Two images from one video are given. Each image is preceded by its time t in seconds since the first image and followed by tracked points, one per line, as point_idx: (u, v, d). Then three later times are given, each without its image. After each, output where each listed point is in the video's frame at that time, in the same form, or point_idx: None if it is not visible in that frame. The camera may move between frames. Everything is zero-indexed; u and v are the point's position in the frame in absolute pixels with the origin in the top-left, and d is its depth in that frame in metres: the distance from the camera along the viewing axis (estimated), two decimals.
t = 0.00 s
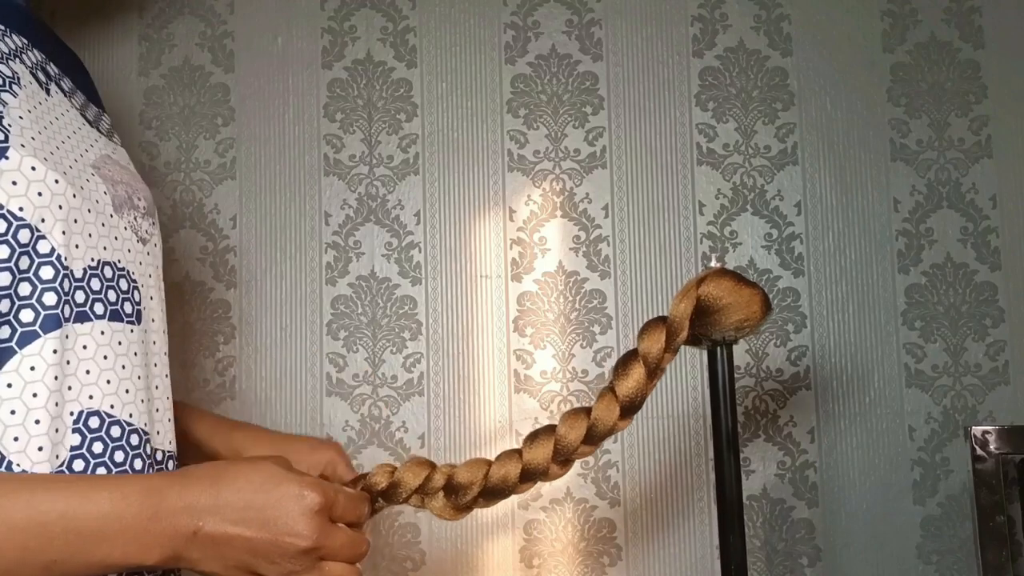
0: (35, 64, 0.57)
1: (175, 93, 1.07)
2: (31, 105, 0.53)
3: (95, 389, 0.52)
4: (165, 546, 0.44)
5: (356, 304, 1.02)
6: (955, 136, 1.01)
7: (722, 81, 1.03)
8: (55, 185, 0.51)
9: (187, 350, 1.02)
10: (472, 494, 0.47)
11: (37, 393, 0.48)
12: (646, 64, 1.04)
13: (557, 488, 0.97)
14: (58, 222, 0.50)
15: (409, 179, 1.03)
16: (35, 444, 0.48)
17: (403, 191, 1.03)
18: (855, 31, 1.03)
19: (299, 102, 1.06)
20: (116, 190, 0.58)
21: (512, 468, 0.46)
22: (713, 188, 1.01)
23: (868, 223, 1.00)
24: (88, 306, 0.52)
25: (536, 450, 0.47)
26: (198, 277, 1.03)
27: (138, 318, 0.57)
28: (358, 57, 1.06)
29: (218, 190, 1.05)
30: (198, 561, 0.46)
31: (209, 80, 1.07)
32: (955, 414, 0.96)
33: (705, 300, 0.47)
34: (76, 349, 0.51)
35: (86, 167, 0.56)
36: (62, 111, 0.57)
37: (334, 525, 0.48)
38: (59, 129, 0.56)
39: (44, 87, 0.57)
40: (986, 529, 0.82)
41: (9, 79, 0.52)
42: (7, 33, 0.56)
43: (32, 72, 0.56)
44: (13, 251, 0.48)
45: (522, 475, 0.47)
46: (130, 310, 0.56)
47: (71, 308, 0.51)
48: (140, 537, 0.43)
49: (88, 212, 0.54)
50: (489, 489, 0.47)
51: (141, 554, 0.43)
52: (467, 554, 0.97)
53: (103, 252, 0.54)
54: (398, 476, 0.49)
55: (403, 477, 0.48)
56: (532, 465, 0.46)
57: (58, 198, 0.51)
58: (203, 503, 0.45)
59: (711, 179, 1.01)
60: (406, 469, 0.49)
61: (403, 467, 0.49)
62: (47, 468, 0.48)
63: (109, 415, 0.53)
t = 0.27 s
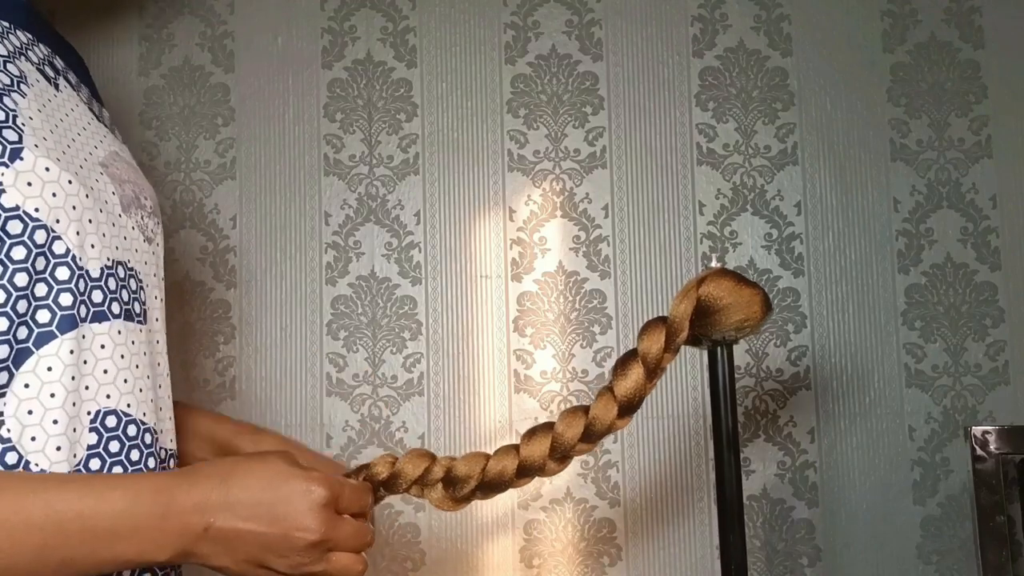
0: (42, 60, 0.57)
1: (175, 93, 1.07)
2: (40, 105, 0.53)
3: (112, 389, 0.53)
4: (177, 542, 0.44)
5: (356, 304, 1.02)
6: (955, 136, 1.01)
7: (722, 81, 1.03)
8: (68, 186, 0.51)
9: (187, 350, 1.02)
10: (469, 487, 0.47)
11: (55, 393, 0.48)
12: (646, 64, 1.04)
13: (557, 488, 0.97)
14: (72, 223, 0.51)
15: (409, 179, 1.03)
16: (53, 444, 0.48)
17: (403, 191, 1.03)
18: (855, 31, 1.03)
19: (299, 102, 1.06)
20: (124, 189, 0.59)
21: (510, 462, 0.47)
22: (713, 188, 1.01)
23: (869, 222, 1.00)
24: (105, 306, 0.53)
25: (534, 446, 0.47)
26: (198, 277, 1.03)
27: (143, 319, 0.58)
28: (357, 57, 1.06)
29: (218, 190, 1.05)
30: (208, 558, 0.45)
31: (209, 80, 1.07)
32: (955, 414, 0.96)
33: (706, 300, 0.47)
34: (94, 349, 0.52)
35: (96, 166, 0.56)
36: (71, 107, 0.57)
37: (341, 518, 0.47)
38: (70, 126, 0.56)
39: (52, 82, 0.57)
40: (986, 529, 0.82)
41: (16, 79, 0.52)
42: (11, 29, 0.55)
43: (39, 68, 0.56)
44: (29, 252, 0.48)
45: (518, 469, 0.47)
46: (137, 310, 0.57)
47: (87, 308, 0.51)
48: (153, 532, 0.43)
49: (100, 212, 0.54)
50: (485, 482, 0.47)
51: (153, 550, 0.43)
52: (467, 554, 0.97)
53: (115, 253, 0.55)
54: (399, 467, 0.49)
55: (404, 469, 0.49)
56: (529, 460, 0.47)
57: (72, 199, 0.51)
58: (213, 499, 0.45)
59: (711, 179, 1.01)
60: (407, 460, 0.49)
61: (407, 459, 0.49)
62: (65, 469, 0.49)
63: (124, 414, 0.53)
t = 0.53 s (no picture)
0: (48, 63, 0.57)
1: (175, 94, 1.07)
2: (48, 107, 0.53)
3: (121, 390, 0.52)
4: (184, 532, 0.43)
5: (356, 304, 1.02)
6: (955, 136, 1.01)
7: (722, 81, 1.03)
8: (79, 187, 0.51)
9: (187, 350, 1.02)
10: (478, 491, 0.46)
11: (64, 393, 0.49)
12: (646, 64, 1.04)
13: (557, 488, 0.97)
14: (82, 224, 0.51)
15: (409, 179, 1.03)
16: (62, 444, 0.48)
17: (403, 191, 1.03)
18: (855, 31, 1.03)
19: (299, 103, 1.06)
20: (128, 194, 0.59)
21: (521, 468, 0.46)
22: (713, 189, 1.01)
23: (869, 223, 1.00)
24: (115, 307, 0.53)
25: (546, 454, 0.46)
26: (198, 277, 1.03)
27: (145, 322, 0.58)
28: (357, 58, 1.06)
29: (218, 190, 1.05)
30: (213, 549, 0.45)
31: (209, 80, 1.07)
32: (955, 414, 0.96)
33: (706, 300, 0.47)
34: (104, 349, 0.52)
35: (99, 170, 0.57)
36: (77, 112, 0.57)
37: (348, 509, 0.47)
38: (75, 130, 0.56)
39: (58, 85, 0.57)
40: (986, 529, 0.82)
41: (24, 82, 0.52)
42: (16, 32, 0.55)
43: (45, 71, 0.56)
44: (41, 252, 0.48)
45: (529, 477, 0.46)
46: (139, 314, 0.57)
47: (96, 309, 0.51)
48: (160, 524, 0.42)
49: (107, 214, 0.54)
50: (495, 487, 0.46)
51: (161, 540, 0.42)
52: (467, 554, 0.97)
53: (121, 255, 0.55)
54: (408, 463, 0.47)
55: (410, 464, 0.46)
56: (541, 467, 0.46)
57: (83, 200, 0.51)
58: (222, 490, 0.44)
59: (711, 179, 1.01)
60: (416, 456, 0.47)
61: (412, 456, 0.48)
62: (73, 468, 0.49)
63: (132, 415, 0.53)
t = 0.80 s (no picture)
0: (49, 57, 0.57)
1: (175, 93, 1.07)
2: (41, 103, 0.53)
3: (115, 391, 0.52)
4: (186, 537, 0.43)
5: (356, 304, 1.02)
6: (955, 136, 1.01)
7: (722, 81, 1.03)
8: (70, 184, 0.51)
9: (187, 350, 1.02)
10: (485, 495, 0.49)
11: (58, 394, 0.49)
12: (646, 64, 1.04)
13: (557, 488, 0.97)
14: (74, 223, 0.51)
15: (409, 179, 1.03)
16: (55, 445, 0.48)
17: (403, 191, 1.03)
18: (855, 31, 1.03)
19: (299, 103, 1.06)
20: (125, 191, 0.59)
21: (527, 473, 0.48)
22: (713, 189, 1.01)
23: (869, 222, 1.00)
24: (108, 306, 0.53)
25: (552, 458, 0.48)
26: (198, 277, 1.03)
27: (142, 320, 0.58)
28: (358, 58, 1.06)
29: (218, 190, 1.05)
30: (215, 555, 0.45)
31: (209, 80, 1.07)
32: (955, 414, 0.96)
33: (707, 301, 0.48)
34: (98, 349, 0.51)
35: (96, 167, 0.57)
36: (75, 107, 0.57)
37: (353, 516, 0.48)
38: (71, 127, 0.56)
39: (57, 81, 0.57)
40: (986, 529, 0.82)
41: (19, 78, 0.52)
42: (15, 27, 0.55)
43: (44, 66, 0.56)
44: (31, 251, 0.48)
45: (536, 480, 0.48)
46: (134, 313, 0.57)
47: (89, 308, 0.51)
48: (158, 530, 0.42)
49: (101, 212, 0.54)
50: (502, 491, 0.48)
51: (160, 547, 0.43)
52: (467, 554, 0.97)
53: (115, 254, 0.55)
54: (412, 467, 0.51)
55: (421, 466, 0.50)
56: (547, 471, 0.48)
57: (74, 198, 0.51)
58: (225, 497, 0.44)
59: (711, 179, 1.01)
60: (421, 461, 0.51)
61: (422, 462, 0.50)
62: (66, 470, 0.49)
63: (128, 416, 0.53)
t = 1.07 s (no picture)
0: (48, 59, 0.57)
1: (175, 94, 1.07)
2: (48, 103, 0.53)
3: (122, 385, 0.52)
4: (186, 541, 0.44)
5: (356, 304, 1.02)
6: (955, 135, 1.01)
7: (722, 80, 1.03)
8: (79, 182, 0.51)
9: (187, 351, 1.02)
10: (474, 491, 0.49)
11: (67, 387, 0.49)
12: (646, 64, 1.04)
13: (557, 488, 0.97)
14: (83, 219, 0.51)
15: (409, 179, 1.03)
16: (65, 438, 0.48)
17: (403, 191, 1.03)
18: (855, 31, 1.03)
19: (299, 103, 1.06)
20: (130, 188, 0.59)
21: (514, 467, 0.49)
22: (713, 189, 1.01)
23: (869, 222, 1.00)
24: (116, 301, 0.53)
25: (537, 450, 0.48)
26: (198, 277, 1.03)
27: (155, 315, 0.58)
28: (357, 58, 1.06)
29: (218, 190, 1.05)
30: (212, 563, 0.46)
31: (209, 80, 1.07)
32: (955, 414, 0.96)
33: (705, 301, 0.47)
34: (104, 344, 0.52)
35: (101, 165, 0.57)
36: (78, 106, 0.58)
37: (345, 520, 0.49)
38: (77, 125, 0.56)
39: (58, 81, 0.57)
40: (986, 529, 0.82)
41: (25, 77, 0.52)
42: (16, 27, 0.55)
43: (45, 67, 0.56)
44: (42, 247, 0.49)
45: (523, 474, 0.49)
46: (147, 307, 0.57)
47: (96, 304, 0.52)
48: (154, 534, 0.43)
49: (110, 209, 0.54)
50: (490, 486, 0.49)
51: (158, 552, 0.44)
52: (467, 554, 0.97)
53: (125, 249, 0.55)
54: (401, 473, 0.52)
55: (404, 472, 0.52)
56: (534, 464, 0.48)
57: (83, 195, 0.51)
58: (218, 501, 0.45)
59: (711, 179, 1.01)
60: (409, 466, 0.52)
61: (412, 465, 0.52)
62: (76, 463, 0.49)
63: (136, 409, 0.53)
